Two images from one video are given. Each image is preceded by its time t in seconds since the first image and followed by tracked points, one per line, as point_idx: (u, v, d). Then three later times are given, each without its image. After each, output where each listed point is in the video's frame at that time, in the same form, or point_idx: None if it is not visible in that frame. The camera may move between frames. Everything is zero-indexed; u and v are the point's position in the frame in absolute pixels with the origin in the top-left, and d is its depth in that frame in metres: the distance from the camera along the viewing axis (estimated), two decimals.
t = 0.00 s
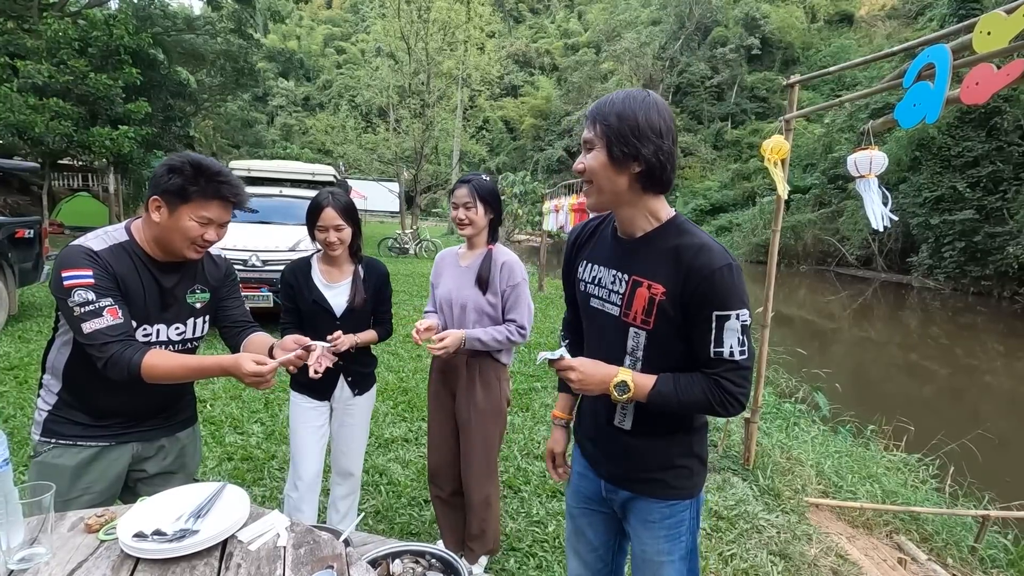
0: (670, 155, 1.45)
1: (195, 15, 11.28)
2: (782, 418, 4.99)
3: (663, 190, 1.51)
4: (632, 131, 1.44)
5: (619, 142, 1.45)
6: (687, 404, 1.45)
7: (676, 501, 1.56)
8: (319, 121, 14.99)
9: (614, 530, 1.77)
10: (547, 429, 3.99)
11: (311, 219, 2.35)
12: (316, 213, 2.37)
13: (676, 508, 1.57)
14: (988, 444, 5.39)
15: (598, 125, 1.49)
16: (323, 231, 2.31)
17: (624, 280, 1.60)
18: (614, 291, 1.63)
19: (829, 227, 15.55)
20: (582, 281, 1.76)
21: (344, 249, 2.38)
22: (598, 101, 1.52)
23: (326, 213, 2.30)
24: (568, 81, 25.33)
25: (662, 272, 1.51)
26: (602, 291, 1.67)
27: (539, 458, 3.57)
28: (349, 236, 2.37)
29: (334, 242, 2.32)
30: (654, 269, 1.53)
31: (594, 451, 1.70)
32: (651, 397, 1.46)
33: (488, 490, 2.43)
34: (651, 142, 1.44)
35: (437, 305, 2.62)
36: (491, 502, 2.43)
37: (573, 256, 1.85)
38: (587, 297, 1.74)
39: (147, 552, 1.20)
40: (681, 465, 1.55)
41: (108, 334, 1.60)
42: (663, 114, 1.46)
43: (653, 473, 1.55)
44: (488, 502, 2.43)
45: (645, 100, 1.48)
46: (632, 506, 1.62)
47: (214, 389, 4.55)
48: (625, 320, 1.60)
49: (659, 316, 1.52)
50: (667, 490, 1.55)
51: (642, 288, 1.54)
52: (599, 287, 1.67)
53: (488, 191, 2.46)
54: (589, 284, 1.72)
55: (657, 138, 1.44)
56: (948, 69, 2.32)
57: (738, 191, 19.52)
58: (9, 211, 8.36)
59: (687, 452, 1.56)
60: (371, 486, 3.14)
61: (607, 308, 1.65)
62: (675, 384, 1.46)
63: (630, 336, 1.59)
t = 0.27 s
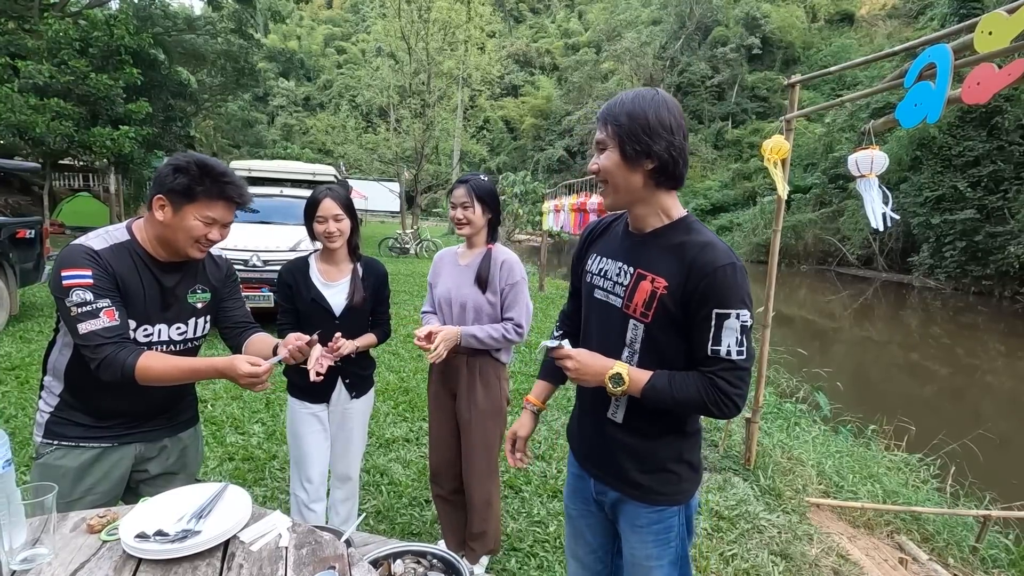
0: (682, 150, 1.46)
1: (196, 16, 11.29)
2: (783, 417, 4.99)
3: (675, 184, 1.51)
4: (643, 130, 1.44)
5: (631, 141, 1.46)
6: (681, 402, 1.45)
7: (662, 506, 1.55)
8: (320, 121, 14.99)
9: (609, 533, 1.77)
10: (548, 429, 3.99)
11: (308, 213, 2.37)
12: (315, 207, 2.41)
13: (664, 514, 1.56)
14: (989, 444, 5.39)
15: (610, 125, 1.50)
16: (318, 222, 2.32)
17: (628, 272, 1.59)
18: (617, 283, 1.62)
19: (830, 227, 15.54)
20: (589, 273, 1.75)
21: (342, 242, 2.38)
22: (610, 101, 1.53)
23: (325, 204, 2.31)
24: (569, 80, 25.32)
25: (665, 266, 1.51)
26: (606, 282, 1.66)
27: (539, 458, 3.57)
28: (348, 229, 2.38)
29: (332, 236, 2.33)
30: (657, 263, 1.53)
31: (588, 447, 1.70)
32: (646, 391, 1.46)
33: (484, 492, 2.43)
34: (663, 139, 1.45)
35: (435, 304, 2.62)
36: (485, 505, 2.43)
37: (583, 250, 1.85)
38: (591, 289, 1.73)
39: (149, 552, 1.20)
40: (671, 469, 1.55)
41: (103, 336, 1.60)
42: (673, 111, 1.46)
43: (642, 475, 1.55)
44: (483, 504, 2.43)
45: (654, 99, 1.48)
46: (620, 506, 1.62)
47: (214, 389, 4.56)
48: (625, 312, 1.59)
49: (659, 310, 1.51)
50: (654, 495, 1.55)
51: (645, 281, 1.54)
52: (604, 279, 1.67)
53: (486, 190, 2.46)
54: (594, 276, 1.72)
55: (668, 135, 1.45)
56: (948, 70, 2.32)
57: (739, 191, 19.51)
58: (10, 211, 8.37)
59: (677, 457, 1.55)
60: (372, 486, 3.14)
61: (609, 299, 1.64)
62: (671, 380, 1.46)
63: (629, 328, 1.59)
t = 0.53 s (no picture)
0: (688, 154, 1.46)
1: (196, 15, 11.30)
2: (783, 417, 4.99)
3: (680, 189, 1.52)
4: (652, 132, 1.45)
5: (639, 141, 1.46)
6: (681, 403, 1.45)
7: (653, 508, 1.55)
8: (320, 121, 15.01)
9: (603, 534, 1.77)
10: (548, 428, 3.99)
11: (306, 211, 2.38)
12: (311, 207, 2.43)
13: (654, 516, 1.56)
14: (990, 444, 5.39)
15: (619, 125, 1.51)
16: (314, 220, 2.33)
17: (631, 272, 1.59)
18: (620, 283, 1.62)
19: (830, 226, 15.53)
20: (594, 273, 1.76)
21: (339, 241, 2.39)
22: (620, 102, 1.55)
23: (318, 203, 2.34)
24: (569, 80, 25.32)
25: (669, 268, 1.51)
26: (609, 282, 1.66)
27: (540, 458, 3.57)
28: (343, 227, 2.38)
29: (328, 235, 2.34)
30: (661, 264, 1.53)
31: (583, 444, 1.70)
32: (646, 391, 1.47)
33: (480, 493, 2.43)
34: (672, 142, 1.45)
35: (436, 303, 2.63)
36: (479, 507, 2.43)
37: (590, 250, 1.86)
38: (595, 288, 1.74)
39: (151, 552, 1.20)
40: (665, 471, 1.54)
41: (103, 335, 1.61)
42: (682, 115, 1.47)
43: (635, 476, 1.55)
44: (478, 503, 2.43)
45: (665, 102, 1.50)
46: (610, 505, 1.63)
47: (215, 389, 4.56)
48: (625, 311, 1.59)
49: (660, 311, 1.51)
50: (644, 496, 1.55)
51: (647, 282, 1.54)
52: (607, 278, 1.67)
53: (491, 190, 2.46)
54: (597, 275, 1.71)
55: (676, 137, 1.46)
56: (950, 70, 2.32)
57: (739, 191, 19.52)
58: (10, 211, 8.37)
59: (670, 460, 1.55)
60: (373, 486, 3.15)
61: (611, 298, 1.64)
62: (672, 381, 1.46)
63: (628, 327, 1.59)
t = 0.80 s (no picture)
0: (677, 152, 1.47)
1: (195, 15, 11.29)
2: (783, 417, 4.99)
3: (672, 187, 1.52)
4: (640, 132, 1.46)
5: (628, 142, 1.47)
6: (680, 401, 1.45)
7: (655, 507, 1.55)
8: (319, 121, 15.01)
9: (605, 533, 1.77)
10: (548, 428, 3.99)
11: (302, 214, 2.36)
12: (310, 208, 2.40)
13: (657, 515, 1.56)
14: (989, 443, 5.40)
15: (607, 129, 1.51)
16: (312, 224, 2.31)
17: (627, 273, 1.59)
18: (617, 284, 1.62)
19: (829, 226, 15.54)
20: (591, 276, 1.75)
21: (337, 244, 2.38)
22: (607, 105, 1.55)
23: (317, 207, 2.31)
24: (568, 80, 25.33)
25: (663, 268, 1.51)
26: (605, 284, 1.66)
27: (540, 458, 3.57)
28: (341, 231, 2.36)
29: (326, 239, 2.32)
30: (656, 264, 1.53)
31: (585, 444, 1.70)
32: (645, 390, 1.47)
33: (482, 492, 2.43)
34: (660, 142, 1.46)
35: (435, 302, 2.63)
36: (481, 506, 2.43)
37: (586, 254, 1.86)
38: (592, 291, 1.74)
39: (152, 553, 1.19)
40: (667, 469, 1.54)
41: (114, 331, 1.60)
42: (668, 114, 1.48)
43: (638, 476, 1.55)
44: (480, 503, 2.43)
45: (650, 103, 1.51)
46: (612, 504, 1.63)
47: (214, 389, 4.56)
48: (623, 313, 1.59)
49: (657, 311, 1.51)
50: (646, 495, 1.55)
51: (643, 282, 1.54)
52: (604, 281, 1.67)
53: (490, 190, 2.46)
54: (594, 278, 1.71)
55: (663, 136, 1.46)
56: (949, 70, 2.32)
57: (738, 190, 19.52)
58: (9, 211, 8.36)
59: (673, 459, 1.55)
60: (372, 486, 3.14)
61: (608, 301, 1.64)
62: (670, 380, 1.46)
63: (626, 328, 1.59)
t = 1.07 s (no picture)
0: (647, 152, 1.47)
1: (193, 14, 11.29)
2: (782, 417, 4.99)
3: (648, 185, 1.53)
4: (609, 139, 1.45)
5: (598, 152, 1.46)
6: (680, 393, 1.44)
7: (671, 503, 1.55)
8: (318, 120, 14.99)
9: (612, 533, 1.76)
10: (546, 428, 3.99)
11: (298, 216, 2.34)
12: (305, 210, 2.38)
13: (672, 511, 1.56)
14: (987, 443, 5.41)
15: (576, 141, 1.50)
16: (311, 227, 2.29)
17: (618, 276, 1.59)
18: (610, 288, 1.61)
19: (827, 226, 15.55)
20: (582, 283, 1.74)
21: (332, 246, 2.36)
22: (571, 116, 1.54)
23: (314, 209, 2.30)
24: (566, 79, 25.32)
25: (653, 266, 1.51)
26: (598, 289, 1.65)
27: (538, 458, 3.56)
28: (336, 233, 2.35)
29: (322, 240, 2.31)
30: (646, 262, 1.53)
31: (593, 446, 1.69)
32: (642, 383, 1.47)
33: (487, 489, 2.43)
34: (630, 145, 1.46)
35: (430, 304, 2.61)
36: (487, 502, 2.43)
37: (571, 262, 1.84)
38: (585, 297, 1.72)
39: (148, 556, 1.19)
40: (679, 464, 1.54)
41: (155, 319, 1.59)
42: (632, 115, 1.48)
43: (654, 473, 1.54)
44: (487, 499, 2.43)
45: (612, 107, 1.50)
46: (627, 503, 1.62)
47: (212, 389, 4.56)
48: (621, 315, 1.58)
49: (652, 308, 1.51)
50: (661, 492, 1.54)
51: (637, 283, 1.54)
52: (598, 286, 1.65)
53: (488, 192, 2.46)
54: (586, 284, 1.70)
55: (632, 139, 1.46)
56: (947, 69, 2.32)
57: (736, 190, 19.54)
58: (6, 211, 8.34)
59: (686, 453, 1.55)
60: (371, 486, 3.14)
61: (603, 306, 1.64)
62: (666, 372, 1.45)
63: (625, 330, 1.58)
